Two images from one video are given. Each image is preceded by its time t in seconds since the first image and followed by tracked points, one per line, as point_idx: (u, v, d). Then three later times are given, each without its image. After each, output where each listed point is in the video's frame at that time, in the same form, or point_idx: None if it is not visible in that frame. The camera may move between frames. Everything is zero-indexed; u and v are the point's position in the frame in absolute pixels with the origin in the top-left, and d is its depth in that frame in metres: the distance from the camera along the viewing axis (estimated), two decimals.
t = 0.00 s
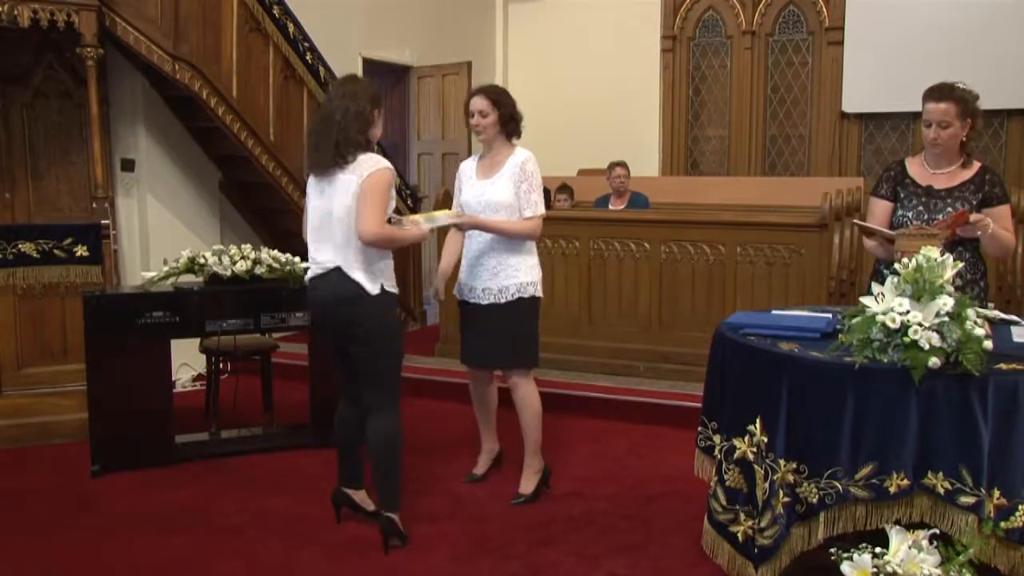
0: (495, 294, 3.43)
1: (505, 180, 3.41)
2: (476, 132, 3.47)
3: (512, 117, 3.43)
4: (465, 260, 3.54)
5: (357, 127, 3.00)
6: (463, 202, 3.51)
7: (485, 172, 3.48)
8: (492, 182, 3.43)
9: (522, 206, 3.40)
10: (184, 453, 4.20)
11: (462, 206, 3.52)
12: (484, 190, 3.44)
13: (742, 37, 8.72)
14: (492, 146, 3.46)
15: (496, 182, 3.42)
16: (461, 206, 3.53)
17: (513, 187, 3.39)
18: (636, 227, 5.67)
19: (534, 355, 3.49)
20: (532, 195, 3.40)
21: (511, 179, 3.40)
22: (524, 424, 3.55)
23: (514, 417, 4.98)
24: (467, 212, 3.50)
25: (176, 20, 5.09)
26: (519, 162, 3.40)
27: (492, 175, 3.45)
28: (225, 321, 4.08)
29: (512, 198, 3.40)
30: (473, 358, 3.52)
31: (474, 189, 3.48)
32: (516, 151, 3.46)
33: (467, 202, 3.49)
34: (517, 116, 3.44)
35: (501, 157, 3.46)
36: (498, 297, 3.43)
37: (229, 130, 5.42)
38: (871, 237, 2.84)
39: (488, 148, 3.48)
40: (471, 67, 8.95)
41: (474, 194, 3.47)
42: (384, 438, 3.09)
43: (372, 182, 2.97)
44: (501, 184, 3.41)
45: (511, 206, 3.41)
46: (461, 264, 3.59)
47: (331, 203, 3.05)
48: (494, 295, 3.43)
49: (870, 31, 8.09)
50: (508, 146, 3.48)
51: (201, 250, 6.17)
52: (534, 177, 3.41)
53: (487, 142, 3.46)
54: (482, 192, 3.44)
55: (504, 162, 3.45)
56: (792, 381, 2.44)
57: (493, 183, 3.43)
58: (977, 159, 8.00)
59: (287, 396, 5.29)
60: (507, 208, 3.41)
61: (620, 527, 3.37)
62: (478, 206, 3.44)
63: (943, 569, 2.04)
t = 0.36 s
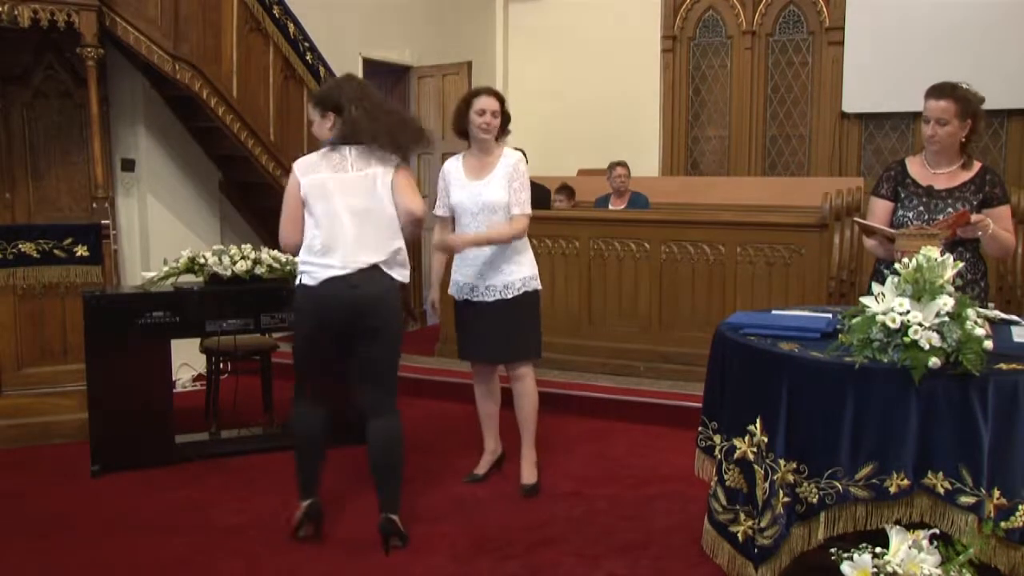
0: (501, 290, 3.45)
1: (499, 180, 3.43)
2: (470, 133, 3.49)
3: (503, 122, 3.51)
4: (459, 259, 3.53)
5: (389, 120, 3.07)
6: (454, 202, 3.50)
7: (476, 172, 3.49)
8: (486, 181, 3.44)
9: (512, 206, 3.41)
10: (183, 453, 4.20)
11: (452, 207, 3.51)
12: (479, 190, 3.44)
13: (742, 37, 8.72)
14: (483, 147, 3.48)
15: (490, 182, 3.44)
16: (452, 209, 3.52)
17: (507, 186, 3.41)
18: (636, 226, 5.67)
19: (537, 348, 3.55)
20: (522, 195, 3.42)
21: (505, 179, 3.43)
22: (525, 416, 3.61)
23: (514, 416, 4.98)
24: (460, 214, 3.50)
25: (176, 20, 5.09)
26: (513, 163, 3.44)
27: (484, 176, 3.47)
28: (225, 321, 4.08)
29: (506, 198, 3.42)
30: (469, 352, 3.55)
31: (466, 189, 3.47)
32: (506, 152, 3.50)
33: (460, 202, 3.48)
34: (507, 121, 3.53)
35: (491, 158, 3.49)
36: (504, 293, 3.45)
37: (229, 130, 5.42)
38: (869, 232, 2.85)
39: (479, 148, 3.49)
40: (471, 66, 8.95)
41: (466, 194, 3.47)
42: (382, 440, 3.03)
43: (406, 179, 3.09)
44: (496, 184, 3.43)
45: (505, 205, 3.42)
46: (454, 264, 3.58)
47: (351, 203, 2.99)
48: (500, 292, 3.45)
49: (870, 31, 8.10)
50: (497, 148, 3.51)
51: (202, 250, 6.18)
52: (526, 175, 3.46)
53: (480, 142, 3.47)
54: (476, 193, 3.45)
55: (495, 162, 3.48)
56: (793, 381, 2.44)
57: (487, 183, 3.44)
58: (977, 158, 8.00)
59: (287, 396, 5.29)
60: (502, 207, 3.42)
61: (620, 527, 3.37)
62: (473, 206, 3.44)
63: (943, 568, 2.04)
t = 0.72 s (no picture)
0: (517, 290, 3.51)
1: (518, 182, 3.50)
2: (484, 133, 3.52)
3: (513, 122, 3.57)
4: (469, 258, 3.53)
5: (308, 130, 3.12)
6: (470, 202, 3.48)
7: (491, 173, 3.52)
8: (505, 183, 3.49)
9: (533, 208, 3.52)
10: (183, 453, 4.20)
11: (467, 207, 3.50)
12: (498, 190, 3.47)
13: (742, 37, 8.72)
14: (498, 147, 3.52)
15: (509, 184, 3.49)
16: (465, 208, 3.51)
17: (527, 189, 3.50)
18: (636, 227, 5.67)
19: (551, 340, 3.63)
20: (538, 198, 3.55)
21: (524, 182, 3.51)
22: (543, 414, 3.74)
23: (513, 416, 4.98)
24: (475, 213, 3.49)
25: (175, 20, 5.09)
26: (530, 166, 3.54)
27: (500, 177, 3.51)
28: (224, 322, 4.06)
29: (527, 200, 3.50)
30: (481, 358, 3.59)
31: (483, 189, 3.48)
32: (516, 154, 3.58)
33: (477, 202, 3.47)
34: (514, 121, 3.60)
35: (504, 160, 3.54)
36: (519, 292, 3.51)
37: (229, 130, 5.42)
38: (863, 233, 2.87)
39: (492, 149, 3.52)
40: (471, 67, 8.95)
41: (483, 195, 3.48)
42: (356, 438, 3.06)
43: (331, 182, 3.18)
44: (516, 186, 3.49)
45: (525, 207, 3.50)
46: (460, 263, 3.57)
47: (310, 207, 3.01)
48: (515, 291, 3.51)
49: (870, 31, 8.10)
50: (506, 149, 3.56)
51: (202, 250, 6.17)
52: (539, 179, 3.57)
53: (495, 143, 3.51)
54: (496, 192, 3.47)
55: (509, 164, 3.54)
56: (792, 381, 2.44)
57: (506, 185, 3.49)
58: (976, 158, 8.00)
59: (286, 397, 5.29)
60: (522, 209, 3.50)
61: (620, 527, 3.37)
62: (494, 207, 3.46)
63: (942, 568, 2.04)
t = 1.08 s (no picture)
0: (550, 291, 3.52)
1: (554, 183, 3.51)
2: (520, 133, 3.49)
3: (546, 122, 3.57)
4: (502, 260, 3.52)
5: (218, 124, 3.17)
6: (507, 202, 3.47)
7: (526, 173, 3.51)
8: (541, 184, 3.49)
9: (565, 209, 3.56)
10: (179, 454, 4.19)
11: (503, 208, 3.48)
12: (536, 192, 3.47)
13: (738, 37, 8.72)
14: (534, 148, 3.51)
15: (545, 186, 3.49)
16: (503, 209, 3.48)
17: (563, 190, 3.52)
18: (632, 227, 5.67)
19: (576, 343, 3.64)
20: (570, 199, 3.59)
21: (559, 183, 3.53)
22: (567, 416, 3.74)
23: (509, 417, 4.98)
24: (513, 215, 3.47)
25: (171, 21, 5.08)
26: (564, 167, 3.56)
27: (536, 178, 3.50)
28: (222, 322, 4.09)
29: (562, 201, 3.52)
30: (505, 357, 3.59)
31: (519, 190, 3.47)
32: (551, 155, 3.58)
33: (514, 203, 3.46)
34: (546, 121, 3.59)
35: (538, 161, 3.54)
36: (551, 294, 3.53)
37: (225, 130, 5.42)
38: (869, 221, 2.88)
39: (528, 149, 3.52)
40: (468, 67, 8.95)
41: (520, 196, 3.46)
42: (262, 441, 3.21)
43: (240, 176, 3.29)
44: (552, 187, 3.50)
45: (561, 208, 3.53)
46: (491, 264, 3.55)
47: (225, 206, 3.12)
48: (548, 293, 3.52)
49: (866, 31, 8.11)
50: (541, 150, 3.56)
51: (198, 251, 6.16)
52: (570, 180, 3.60)
53: (531, 143, 3.50)
54: (535, 194, 3.47)
55: (543, 165, 3.54)
56: (788, 381, 2.44)
57: (542, 186, 3.49)
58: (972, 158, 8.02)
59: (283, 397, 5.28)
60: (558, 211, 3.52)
61: (617, 527, 3.37)
62: (534, 208, 3.46)
63: (938, 568, 2.04)
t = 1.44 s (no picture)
0: (563, 290, 3.50)
1: (572, 183, 3.51)
2: (541, 132, 3.47)
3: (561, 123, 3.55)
4: (518, 257, 3.48)
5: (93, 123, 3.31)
6: (528, 199, 3.43)
7: (545, 171, 3.48)
8: (561, 183, 3.48)
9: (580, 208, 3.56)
10: (153, 456, 4.16)
11: (523, 204, 3.44)
12: (555, 190, 3.45)
13: (714, 37, 8.77)
14: (552, 146, 3.50)
15: (563, 185, 3.48)
16: (521, 206, 3.44)
17: (580, 190, 3.51)
18: (609, 226, 5.68)
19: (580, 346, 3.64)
20: (585, 199, 3.58)
21: (576, 183, 3.52)
22: (556, 417, 3.74)
23: (487, 417, 4.99)
24: (532, 212, 3.43)
25: (145, 21, 5.03)
26: (580, 168, 3.56)
27: (555, 177, 3.49)
28: (196, 323, 4.06)
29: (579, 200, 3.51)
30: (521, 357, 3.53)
31: (540, 188, 3.44)
32: (566, 156, 3.57)
33: (535, 201, 3.43)
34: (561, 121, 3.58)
35: (555, 160, 3.53)
36: (564, 293, 3.50)
37: (199, 129, 5.38)
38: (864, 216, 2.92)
39: (547, 148, 3.50)
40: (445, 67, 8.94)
41: (541, 193, 3.44)
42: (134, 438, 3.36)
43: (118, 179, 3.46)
44: (570, 186, 3.49)
45: (578, 208, 3.52)
46: (506, 261, 3.51)
47: (105, 201, 3.29)
48: (561, 291, 3.49)
49: (840, 32, 8.18)
50: (556, 149, 3.55)
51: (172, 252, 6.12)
52: (587, 181, 3.59)
53: (552, 142, 3.48)
54: (554, 192, 3.45)
55: (561, 164, 3.53)
56: (764, 380, 2.46)
57: (561, 185, 3.48)
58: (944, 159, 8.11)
59: (259, 399, 5.25)
60: (575, 209, 3.51)
61: (594, 527, 3.38)
62: (553, 206, 3.44)
63: (911, 564, 2.07)
